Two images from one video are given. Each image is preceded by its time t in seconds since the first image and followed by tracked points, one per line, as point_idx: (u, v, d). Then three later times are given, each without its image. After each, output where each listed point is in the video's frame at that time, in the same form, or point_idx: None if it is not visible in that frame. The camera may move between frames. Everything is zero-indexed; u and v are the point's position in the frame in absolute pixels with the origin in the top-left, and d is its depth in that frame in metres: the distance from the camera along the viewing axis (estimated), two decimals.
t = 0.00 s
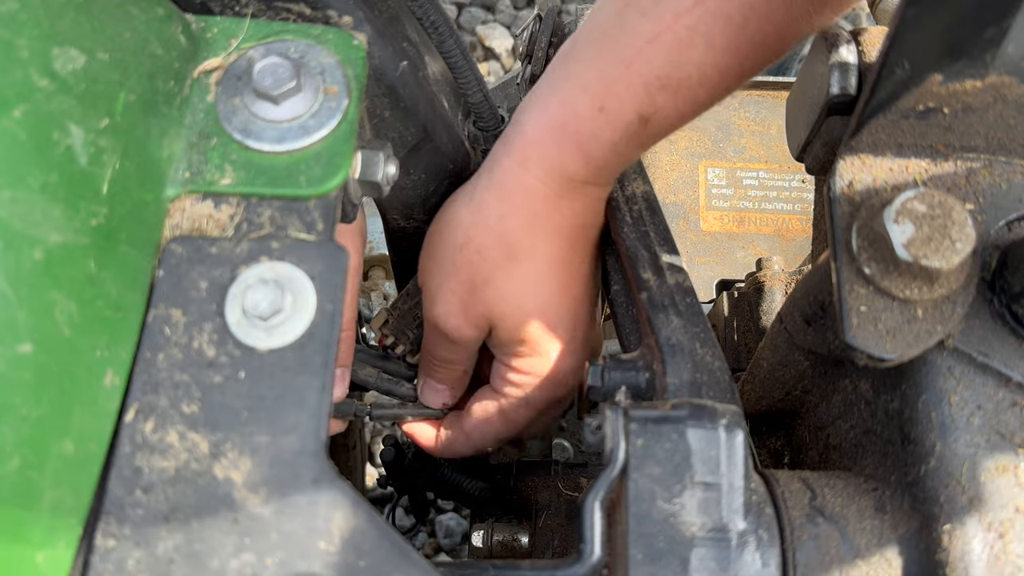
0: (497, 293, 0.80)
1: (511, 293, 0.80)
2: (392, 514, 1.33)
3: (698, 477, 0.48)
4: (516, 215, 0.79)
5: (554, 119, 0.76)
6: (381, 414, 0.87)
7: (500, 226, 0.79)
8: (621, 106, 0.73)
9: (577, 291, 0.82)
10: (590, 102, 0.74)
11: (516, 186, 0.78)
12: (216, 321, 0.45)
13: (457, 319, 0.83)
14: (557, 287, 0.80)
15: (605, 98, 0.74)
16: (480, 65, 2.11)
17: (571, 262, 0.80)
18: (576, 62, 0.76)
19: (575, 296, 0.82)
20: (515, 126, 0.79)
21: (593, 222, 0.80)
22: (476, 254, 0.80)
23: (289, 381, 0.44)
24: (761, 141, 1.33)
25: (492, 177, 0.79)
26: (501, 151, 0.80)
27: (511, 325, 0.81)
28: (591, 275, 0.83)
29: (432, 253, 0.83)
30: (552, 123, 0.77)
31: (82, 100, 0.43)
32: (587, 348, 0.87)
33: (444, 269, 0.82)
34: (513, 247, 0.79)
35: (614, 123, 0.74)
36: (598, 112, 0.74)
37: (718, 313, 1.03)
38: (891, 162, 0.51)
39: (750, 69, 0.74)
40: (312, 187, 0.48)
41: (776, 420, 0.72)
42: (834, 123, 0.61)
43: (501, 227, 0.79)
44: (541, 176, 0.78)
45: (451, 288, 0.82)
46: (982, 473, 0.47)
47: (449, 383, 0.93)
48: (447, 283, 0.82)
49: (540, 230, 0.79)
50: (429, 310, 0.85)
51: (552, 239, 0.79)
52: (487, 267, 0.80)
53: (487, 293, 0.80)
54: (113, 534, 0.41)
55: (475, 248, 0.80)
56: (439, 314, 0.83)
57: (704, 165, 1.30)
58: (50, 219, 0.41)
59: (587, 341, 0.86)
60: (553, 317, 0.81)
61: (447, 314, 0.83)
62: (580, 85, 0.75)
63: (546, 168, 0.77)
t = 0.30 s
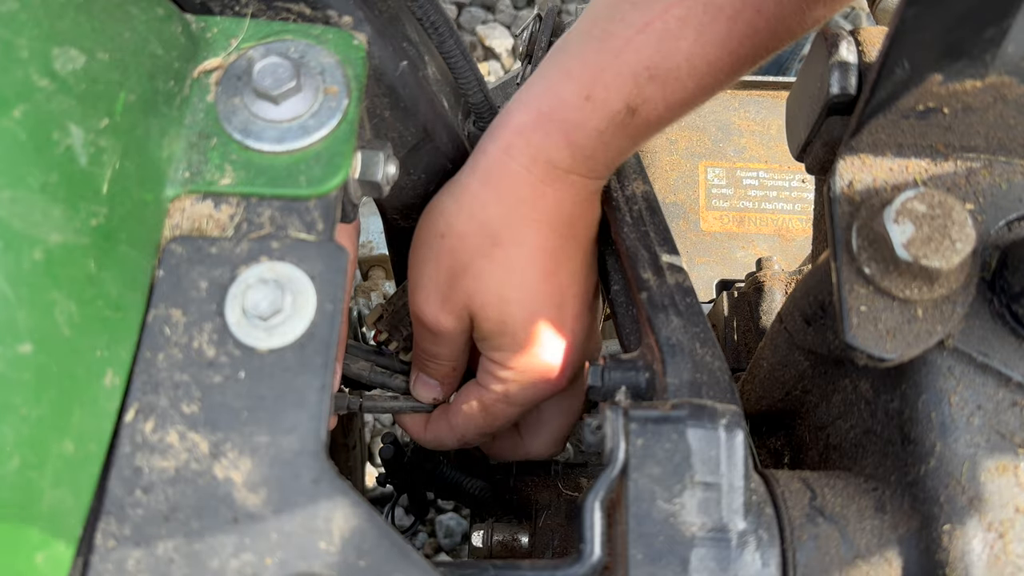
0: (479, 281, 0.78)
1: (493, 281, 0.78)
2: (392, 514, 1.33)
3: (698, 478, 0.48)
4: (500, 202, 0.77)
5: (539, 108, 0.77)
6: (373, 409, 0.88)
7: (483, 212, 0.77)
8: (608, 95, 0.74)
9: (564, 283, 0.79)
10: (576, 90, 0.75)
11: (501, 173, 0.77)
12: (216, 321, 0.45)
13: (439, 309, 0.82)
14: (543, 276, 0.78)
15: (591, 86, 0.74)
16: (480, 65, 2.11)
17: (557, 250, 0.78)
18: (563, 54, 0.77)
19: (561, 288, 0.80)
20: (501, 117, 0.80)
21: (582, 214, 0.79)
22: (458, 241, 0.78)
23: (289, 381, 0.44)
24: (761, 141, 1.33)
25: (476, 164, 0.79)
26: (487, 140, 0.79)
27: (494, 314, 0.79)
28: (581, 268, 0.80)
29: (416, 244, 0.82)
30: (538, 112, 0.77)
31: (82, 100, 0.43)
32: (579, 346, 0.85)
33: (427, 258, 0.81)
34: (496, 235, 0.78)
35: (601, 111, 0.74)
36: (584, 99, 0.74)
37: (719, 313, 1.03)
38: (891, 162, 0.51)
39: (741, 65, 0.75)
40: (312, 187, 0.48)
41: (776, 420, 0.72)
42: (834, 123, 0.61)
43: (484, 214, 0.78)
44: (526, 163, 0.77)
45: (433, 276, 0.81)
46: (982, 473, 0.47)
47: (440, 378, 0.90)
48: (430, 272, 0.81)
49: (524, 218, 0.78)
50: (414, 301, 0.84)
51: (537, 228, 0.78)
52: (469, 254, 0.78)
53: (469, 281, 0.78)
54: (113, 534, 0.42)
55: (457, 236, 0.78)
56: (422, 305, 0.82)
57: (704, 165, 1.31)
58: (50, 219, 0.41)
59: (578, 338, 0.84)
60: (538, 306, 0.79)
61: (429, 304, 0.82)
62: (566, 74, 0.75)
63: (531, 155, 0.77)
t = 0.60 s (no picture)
0: (476, 278, 0.78)
1: (490, 278, 0.78)
2: (392, 514, 1.33)
3: (698, 478, 0.48)
4: (498, 200, 0.78)
5: (536, 108, 0.77)
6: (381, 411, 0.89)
7: (481, 210, 0.78)
8: (604, 94, 0.74)
9: (563, 281, 0.79)
10: (572, 89, 0.75)
11: (498, 171, 0.78)
12: (216, 321, 0.45)
13: (438, 307, 0.82)
14: (540, 274, 0.78)
15: (587, 85, 0.74)
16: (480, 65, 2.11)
17: (555, 248, 0.78)
18: (560, 54, 0.78)
19: (560, 286, 0.79)
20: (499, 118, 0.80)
21: (581, 212, 0.79)
22: (455, 238, 0.79)
23: (289, 381, 0.44)
24: (761, 141, 1.33)
25: (474, 162, 0.79)
26: (485, 140, 0.80)
27: (492, 311, 0.79)
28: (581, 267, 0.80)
29: (417, 244, 0.83)
30: (536, 112, 0.77)
31: (82, 100, 0.43)
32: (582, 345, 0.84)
33: (427, 257, 0.81)
34: (494, 232, 0.78)
35: (597, 110, 0.75)
36: (580, 98, 0.75)
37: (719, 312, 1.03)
38: (891, 162, 0.51)
39: (738, 64, 0.74)
40: (312, 187, 0.48)
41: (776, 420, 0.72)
42: (834, 123, 0.61)
43: (481, 211, 0.78)
44: (524, 161, 0.77)
45: (432, 274, 0.81)
46: (982, 473, 0.47)
47: (442, 380, 0.91)
48: (429, 270, 0.81)
49: (522, 216, 0.78)
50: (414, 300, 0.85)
51: (535, 226, 0.78)
52: (467, 252, 0.78)
53: (466, 278, 0.78)
54: (113, 534, 0.42)
55: (454, 234, 0.79)
56: (421, 303, 0.83)
57: (704, 165, 1.31)
58: (50, 219, 0.41)
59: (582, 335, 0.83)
60: (536, 303, 0.78)
61: (428, 302, 0.82)
62: (563, 73, 0.76)
63: (528, 153, 0.77)
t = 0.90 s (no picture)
0: (476, 278, 0.78)
1: (491, 279, 0.78)
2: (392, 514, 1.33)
3: (698, 478, 0.48)
4: (498, 201, 0.78)
5: (538, 109, 0.77)
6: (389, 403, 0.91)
7: (481, 211, 0.78)
8: (606, 95, 0.74)
9: (563, 281, 0.79)
10: (574, 90, 0.75)
11: (499, 172, 0.78)
12: (217, 321, 0.45)
13: (439, 306, 0.82)
14: (541, 275, 0.78)
15: (588, 86, 0.74)
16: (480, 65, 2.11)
17: (556, 249, 0.78)
18: (563, 55, 0.77)
19: (561, 286, 0.79)
20: (502, 119, 0.80)
21: (582, 213, 0.79)
22: (456, 239, 0.79)
23: (289, 381, 0.44)
24: (761, 141, 1.33)
25: (476, 164, 0.79)
26: (487, 141, 0.80)
27: (491, 311, 0.79)
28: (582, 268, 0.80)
29: (418, 244, 0.83)
30: (537, 113, 0.77)
31: (82, 100, 0.43)
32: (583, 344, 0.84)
33: (428, 257, 0.81)
34: (494, 234, 0.78)
35: (599, 111, 0.75)
36: (582, 99, 0.75)
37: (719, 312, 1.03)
38: (891, 162, 0.51)
39: (739, 63, 0.74)
40: (312, 187, 0.48)
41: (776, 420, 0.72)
42: (834, 123, 0.61)
43: (482, 212, 0.78)
44: (525, 163, 0.77)
45: (432, 275, 0.81)
46: (982, 473, 0.47)
47: (445, 374, 0.92)
48: (429, 269, 0.82)
49: (523, 217, 0.78)
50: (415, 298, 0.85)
51: (536, 228, 0.78)
52: (467, 253, 0.78)
53: (466, 279, 0.79)
54: (113, 534, 0.41)
55: (455, 235, 0.79)
56: (421, 302, 0.83)
57: (704, 165, 1.31)
58: (50, 219, 0.41)
59: (584, 333, 0.83)
60: (536, 304, 0.78)
61: (429, 301, 0.83)
62: (565, 75, 0.76)
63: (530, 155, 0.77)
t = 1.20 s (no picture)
0: (490, 289, 0.78)
1: (505, 289, 0.78)
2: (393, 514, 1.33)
3: (698, 478, 0.48)
4: (508, 211, 0.78)
5: (545, 117, 0.78)
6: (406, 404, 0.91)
7: (493, 221, 0.78)
8: (616, 102, 0.75)
9: (576, 288, 0.79)
10: (583, 98, 0.76)
11: (509, 182, 0.78)
12: (216, 321, 0.45)
13: (456, 320, 0.81)
14: (554, 283, 0.78)
15: (598, 94, 0.75)
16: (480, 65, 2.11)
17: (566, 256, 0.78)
18: (568, 62, 0.77)
19: (576, 293, 0.79)
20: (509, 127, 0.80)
21: (589, 219, 0.79)
22: (467, 250, 0.79)
23: (289, 381, 0.44)
24: (761, 141, 1.33)
25: (485, 174, 0.79)
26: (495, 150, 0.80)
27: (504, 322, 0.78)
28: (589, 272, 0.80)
29: (428, 255, 0.83)
30: (547, 121, 0.78)
31: (82, 100, 0.43)
32: (590, 348, 0.82)
33: (439, 268, 0.81)
34: (506, 245, 0.78)
35: (608, 118, 0.75)
36: (590, 107, 0.75)
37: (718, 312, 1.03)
38: (891, 162, 0.51)
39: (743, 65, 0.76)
40: (312, 187, 0.48)
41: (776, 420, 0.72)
42: (834, 123, 0.61)
43: (493, 222, 0.78)
44: (535, 171, 0.78)
45: (444, 287, 0.81)
46: (982, 473, 0.47)
47: (462, 387, 0.90)
48: (443, 280, 0.81)
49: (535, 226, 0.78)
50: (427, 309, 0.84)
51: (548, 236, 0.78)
52: (480, 262, 0.78)
53: (481, 289, 0.78)
54: (113, 534, 0.41)
55: (467, 246, 0.79)
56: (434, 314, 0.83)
57: (704, 165, 1.31)
58: (50, 219, 0.41)
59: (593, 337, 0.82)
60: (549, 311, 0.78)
61: (442, 313, 0.82)
62: (573, 82, 0.76)
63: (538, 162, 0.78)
